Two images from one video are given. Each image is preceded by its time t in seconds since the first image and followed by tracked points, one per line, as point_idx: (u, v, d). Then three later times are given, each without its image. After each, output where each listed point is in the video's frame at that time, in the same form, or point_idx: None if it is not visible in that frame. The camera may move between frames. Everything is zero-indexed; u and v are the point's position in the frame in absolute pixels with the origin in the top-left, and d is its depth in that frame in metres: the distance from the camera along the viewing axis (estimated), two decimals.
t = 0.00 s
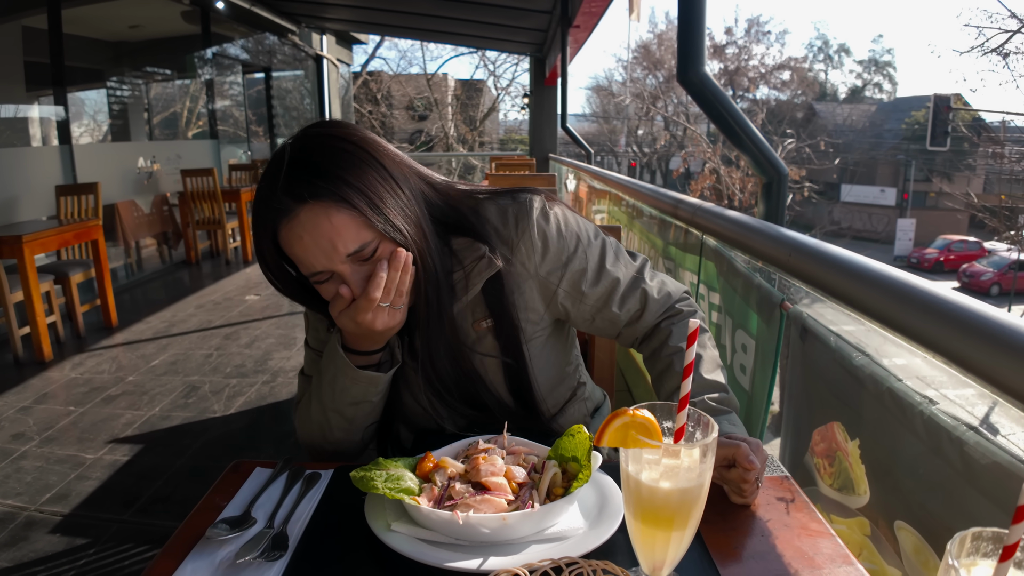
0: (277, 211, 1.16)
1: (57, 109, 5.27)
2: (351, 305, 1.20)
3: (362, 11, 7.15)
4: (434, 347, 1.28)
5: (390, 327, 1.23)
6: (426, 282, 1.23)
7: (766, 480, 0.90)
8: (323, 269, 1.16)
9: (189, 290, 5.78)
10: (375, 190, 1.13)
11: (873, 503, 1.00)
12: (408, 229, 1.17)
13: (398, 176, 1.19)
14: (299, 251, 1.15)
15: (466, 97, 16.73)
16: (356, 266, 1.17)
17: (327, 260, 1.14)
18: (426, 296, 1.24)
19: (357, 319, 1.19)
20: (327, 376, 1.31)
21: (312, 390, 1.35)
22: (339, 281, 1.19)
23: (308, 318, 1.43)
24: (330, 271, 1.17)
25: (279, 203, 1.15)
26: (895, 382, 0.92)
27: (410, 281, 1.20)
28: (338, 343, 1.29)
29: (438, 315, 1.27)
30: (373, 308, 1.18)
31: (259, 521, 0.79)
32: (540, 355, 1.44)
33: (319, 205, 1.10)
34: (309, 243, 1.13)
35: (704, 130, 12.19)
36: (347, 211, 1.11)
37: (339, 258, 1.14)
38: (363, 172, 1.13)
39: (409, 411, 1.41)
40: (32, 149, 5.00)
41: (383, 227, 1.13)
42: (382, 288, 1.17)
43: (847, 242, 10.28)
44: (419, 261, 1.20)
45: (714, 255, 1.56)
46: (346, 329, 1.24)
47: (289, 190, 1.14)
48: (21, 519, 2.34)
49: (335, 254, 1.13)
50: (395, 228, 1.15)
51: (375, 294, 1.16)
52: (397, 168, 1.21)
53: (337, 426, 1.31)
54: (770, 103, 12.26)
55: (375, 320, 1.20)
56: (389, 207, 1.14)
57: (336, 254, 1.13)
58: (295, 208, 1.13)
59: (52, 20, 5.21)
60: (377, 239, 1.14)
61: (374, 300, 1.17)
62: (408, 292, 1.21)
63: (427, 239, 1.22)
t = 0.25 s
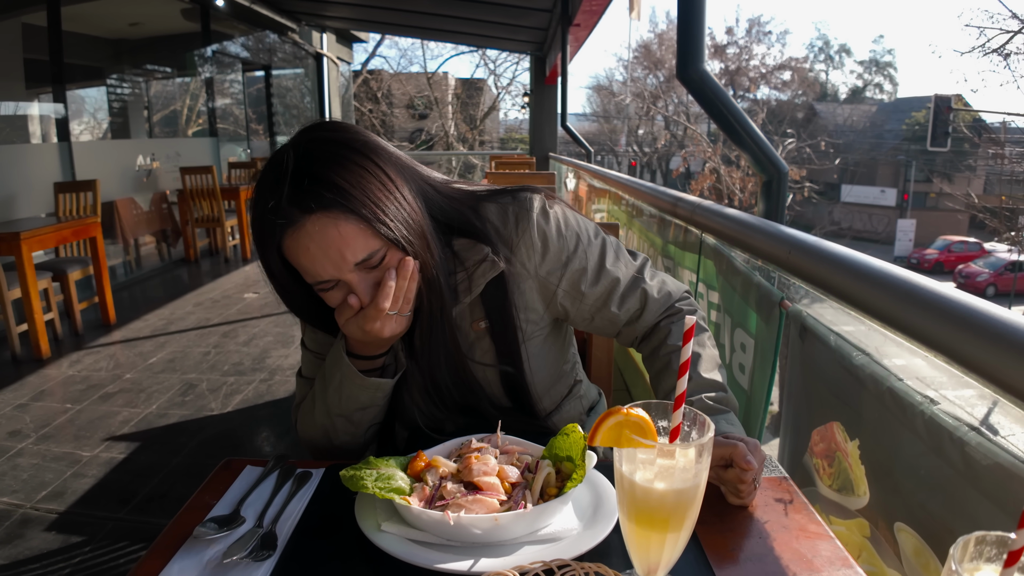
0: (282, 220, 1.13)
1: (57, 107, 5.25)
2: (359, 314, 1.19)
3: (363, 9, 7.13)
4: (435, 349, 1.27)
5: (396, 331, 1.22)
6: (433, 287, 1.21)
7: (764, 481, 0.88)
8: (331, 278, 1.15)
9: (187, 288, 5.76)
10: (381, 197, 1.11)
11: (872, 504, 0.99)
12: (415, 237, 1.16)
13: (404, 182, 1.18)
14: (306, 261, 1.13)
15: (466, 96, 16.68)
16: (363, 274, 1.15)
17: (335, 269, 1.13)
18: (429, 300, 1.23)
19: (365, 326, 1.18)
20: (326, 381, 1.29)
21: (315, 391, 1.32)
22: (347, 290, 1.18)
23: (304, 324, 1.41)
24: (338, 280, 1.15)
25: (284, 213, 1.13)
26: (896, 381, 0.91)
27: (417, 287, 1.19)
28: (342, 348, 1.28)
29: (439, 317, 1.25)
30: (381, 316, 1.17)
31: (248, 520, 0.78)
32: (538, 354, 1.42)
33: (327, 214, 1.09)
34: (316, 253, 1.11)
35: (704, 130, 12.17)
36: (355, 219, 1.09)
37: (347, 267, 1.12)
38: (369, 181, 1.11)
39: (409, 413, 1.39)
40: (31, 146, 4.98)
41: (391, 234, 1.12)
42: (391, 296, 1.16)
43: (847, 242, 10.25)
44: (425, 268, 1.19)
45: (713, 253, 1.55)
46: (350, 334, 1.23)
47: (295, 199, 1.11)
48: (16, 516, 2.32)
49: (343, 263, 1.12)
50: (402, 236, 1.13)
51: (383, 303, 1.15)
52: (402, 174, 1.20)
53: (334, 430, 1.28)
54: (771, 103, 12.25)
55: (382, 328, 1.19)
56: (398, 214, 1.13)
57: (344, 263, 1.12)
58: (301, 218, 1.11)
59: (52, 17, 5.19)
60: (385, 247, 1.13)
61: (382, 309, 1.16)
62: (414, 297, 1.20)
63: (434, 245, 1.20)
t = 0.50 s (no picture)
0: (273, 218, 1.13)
1: (57, 105, 5.24)
2: (352, 316, 1.19)
3: (363, 7, 7.12)
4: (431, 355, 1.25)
5: (390, 335, 1.22)
6: (427, 288, 1.21)
7: (766, 484, 0.88)
8: (322, 278, 1.15)
9: (186, 286, 5.76)
10: (374, 197, 1.11)
11: (873, 506, 0.99)
12: (409, 237, 1.16)
13: (399, 184, 1.18)
14: (297, 260, 1.13)
15: (466, 95, 16.67)
16: (356, 273, 1.15)
17: (327, 269, 1.13)
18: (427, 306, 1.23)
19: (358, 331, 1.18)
20: (321, 389, 1.29)
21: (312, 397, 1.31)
22: (339, 290, 1.17)
23: (297, 331, 1.40)
24: (330, 280, 1.15)
25: (275, 210, 1.13)
26: (897, 383, 0.90)
27: (411, 290, 1.19)
28: (337, 354, 1.28)
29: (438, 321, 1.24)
30: (375, 318, 1.17)
31: (244, 521, 0.77)
32: (537, 356, 1.42)
33: (318, 214, 1.08)
34: (308, 252, 1.11)
35: (705, 129, 12.16)
36: (347, 218, 1.09)
37: (339, 266, 1.12)
38: (364, 181, 1.11)
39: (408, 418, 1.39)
40: (31, 144, 4.98)
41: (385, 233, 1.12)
42: (383, 298, 1.15)
43: (847, 242, 10.24)
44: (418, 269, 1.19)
45: (713, 253, 1.54)
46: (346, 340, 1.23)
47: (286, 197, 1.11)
48: (14, 515, 2.32)
49: (335, 263, 1.12)
50: (394, 236, 1.13)
51: (376, 305, 1.15)
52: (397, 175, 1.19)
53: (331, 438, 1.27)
54: (771, 102, 12.27)
55: (376, 331, 1.19)
56: (392, 214, 1.13)
57: (336, 263, 1.11)
58: (291, 215, 1.10)
59: (52, 14, 5.17)
60: (378, 246, 1.12)
61: (375, 312, 1.16)
62: (408, 299, 1.20)
63: (428, 248, 1.20)
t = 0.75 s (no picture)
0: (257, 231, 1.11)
1: (55, 102, 5.22)
2: (344, 323, 1.18)
3: (363, 5, 7.09)
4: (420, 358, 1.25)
5: (383, 341, 1.21)
6: (418, 291, 1.20)
7: (766, 488, 0.87)
8: (311, 287, 1.13)
9: (185, 285, 5.74)
10: (360, 202, 1.10)
11: (875, 509, 0.98)
12: (397, 241, 1.15)
13: (384, 188, 1.16)
14: (284, 271, 1.11)
15: (466, 93, 16.64)
16: (345, 280, 1.14)
17: (317, 279, 1.11)
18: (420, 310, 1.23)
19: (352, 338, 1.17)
20: (315, 397, 1.28)
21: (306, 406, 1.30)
22: (329, 299, 1.16)
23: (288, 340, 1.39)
24: (319, 289, 1.14)
25: (258, 222, 1.11)
26: (900, 385, 0.89)
27: (402, 293, 1.18)
28: (329, 360, 1.27)
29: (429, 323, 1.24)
30: (368, 324, 1.16)
31: (237, 525, 0.76)
32: (531, 356, 1.42)
33: (303, 223, 1.07)
34: (295, 263, 1.09)
35: (705, 128, 12.14)
36: (334, 226, 1.07)
37: (328, 274, 1.11)
38: (349, 188, 1.10)
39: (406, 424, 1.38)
40: (29, 142, 4.96)
41: (373, 238, 1.11)
42: (375, 304, 1.14)
43: (848, 241, 10.22)
44: (408, 273, 1.18)
45: (714, 253, 1.53)
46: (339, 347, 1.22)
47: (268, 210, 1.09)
48: (11, 514, 2.31)
49: (324, 271, 1.10)
50: (383, 241, 1.13)
51: (369, 311, 1.14)
52: (382, 179, 1.18)
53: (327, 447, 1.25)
54: (771, 101, 12.27)
55: (370, 336, 1.18)
56: (379, 219, 1.12)
57: (325, 271, 1.10)
58: (275, 226, 1.09)
59: (50, 12, 5.15)
60: (367, 251, 1.11)
61: (369, 318, 1.14)
62: (400, 303, 1.19)
63: (416, 251, 1.19)
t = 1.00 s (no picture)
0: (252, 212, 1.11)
1: (54, 101, 5.21)
2: (337, 309, 1.17)
3: (363, 4, 7.08)
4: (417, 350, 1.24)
5: (376, 329, 1.20)
6: (412, 280, 1.20)
7: (765, 489, 0.86)
8: (304, 270, 1.13)
9: (184, 283, 5.73)
10: (355, 186, 1.10)
11: (874, 511, 0.98)
12: (391, 227, 1.15)
13: (380, 174, 1.16)
14: (277, 252, 1.10)
15: (466, 92, 16.62)
16: (339, 264, 1.14)
17: (309, 262, 1.11)
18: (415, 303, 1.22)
19: (344, 324, 1.16)
20: (310, 389, 1.27)
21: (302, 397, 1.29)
22: (321, 281, 1.16)
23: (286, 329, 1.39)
24: (312, 272, 1.13)
25: (253, 204, 1.11)
26: (900, 386, 0.89)
27: (396, 280, 1.18)
28: (324, 350, 1.26)
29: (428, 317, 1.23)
30: (360, 310, 1.15)
31: (233, 526, 0.76)
32: (530, 352, 1.41)
33: (298, 205, 1.07)
34: (288, 245, 1.09)
35: (706, 127, 12.13)
36: (329, 209, 1.07)
37: (321, 257, 1.10)
38: (345, 171, 1.09)
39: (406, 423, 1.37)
40: (28, 141, 4.95)
41: (368, 224, 1.11)
42: (368, 289, 1.14)
43: (848, 241, 10.20)
44: (402, 261, 1.18)
45: (714, 253, 1.52)
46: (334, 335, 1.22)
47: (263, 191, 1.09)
48: (9, 513, 2.30)
49: (317, 254, 1.10)
50: (378, 226, 1.12)
51: (362, 296, 1.13)
52: (380, 167, 1.18)
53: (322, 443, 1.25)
54: (771, 100, 12.28)
55: (362, 322, 1.17)
56: (374, 204, 1.12)
57: (319, 255, 1.10)
58: (269, 207, 1.09)
59: (49, 10, 5.13)
60: (361, 236, 1.11)
61: (361, 303, 1.14)
62: (393, 290, 1.19)
63: (411, 239, 1.19)
